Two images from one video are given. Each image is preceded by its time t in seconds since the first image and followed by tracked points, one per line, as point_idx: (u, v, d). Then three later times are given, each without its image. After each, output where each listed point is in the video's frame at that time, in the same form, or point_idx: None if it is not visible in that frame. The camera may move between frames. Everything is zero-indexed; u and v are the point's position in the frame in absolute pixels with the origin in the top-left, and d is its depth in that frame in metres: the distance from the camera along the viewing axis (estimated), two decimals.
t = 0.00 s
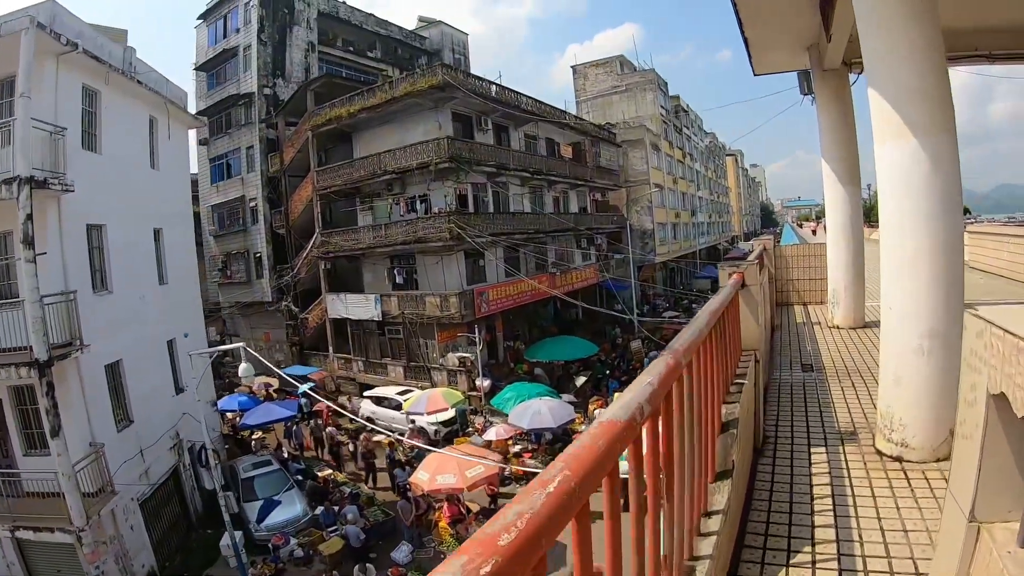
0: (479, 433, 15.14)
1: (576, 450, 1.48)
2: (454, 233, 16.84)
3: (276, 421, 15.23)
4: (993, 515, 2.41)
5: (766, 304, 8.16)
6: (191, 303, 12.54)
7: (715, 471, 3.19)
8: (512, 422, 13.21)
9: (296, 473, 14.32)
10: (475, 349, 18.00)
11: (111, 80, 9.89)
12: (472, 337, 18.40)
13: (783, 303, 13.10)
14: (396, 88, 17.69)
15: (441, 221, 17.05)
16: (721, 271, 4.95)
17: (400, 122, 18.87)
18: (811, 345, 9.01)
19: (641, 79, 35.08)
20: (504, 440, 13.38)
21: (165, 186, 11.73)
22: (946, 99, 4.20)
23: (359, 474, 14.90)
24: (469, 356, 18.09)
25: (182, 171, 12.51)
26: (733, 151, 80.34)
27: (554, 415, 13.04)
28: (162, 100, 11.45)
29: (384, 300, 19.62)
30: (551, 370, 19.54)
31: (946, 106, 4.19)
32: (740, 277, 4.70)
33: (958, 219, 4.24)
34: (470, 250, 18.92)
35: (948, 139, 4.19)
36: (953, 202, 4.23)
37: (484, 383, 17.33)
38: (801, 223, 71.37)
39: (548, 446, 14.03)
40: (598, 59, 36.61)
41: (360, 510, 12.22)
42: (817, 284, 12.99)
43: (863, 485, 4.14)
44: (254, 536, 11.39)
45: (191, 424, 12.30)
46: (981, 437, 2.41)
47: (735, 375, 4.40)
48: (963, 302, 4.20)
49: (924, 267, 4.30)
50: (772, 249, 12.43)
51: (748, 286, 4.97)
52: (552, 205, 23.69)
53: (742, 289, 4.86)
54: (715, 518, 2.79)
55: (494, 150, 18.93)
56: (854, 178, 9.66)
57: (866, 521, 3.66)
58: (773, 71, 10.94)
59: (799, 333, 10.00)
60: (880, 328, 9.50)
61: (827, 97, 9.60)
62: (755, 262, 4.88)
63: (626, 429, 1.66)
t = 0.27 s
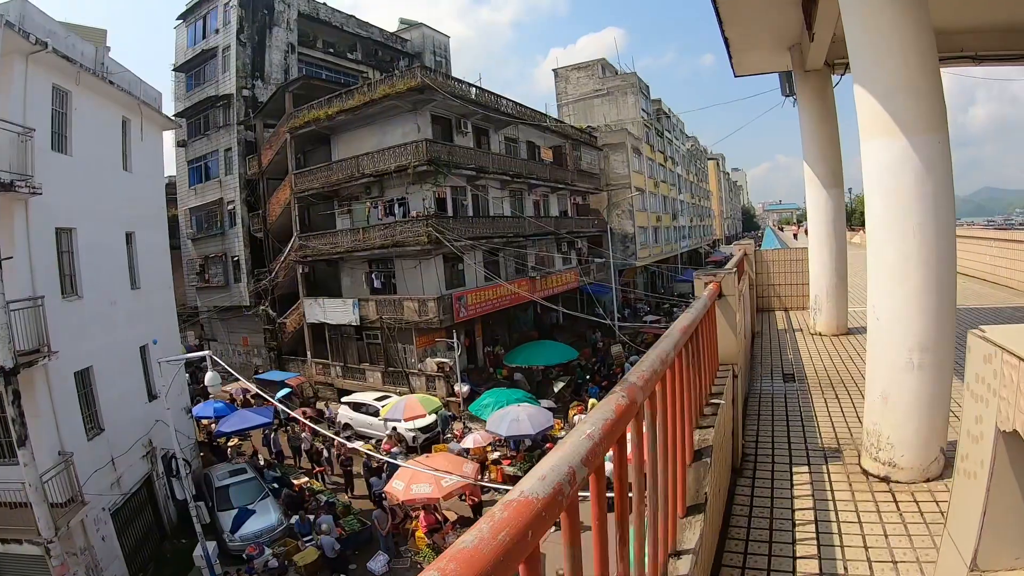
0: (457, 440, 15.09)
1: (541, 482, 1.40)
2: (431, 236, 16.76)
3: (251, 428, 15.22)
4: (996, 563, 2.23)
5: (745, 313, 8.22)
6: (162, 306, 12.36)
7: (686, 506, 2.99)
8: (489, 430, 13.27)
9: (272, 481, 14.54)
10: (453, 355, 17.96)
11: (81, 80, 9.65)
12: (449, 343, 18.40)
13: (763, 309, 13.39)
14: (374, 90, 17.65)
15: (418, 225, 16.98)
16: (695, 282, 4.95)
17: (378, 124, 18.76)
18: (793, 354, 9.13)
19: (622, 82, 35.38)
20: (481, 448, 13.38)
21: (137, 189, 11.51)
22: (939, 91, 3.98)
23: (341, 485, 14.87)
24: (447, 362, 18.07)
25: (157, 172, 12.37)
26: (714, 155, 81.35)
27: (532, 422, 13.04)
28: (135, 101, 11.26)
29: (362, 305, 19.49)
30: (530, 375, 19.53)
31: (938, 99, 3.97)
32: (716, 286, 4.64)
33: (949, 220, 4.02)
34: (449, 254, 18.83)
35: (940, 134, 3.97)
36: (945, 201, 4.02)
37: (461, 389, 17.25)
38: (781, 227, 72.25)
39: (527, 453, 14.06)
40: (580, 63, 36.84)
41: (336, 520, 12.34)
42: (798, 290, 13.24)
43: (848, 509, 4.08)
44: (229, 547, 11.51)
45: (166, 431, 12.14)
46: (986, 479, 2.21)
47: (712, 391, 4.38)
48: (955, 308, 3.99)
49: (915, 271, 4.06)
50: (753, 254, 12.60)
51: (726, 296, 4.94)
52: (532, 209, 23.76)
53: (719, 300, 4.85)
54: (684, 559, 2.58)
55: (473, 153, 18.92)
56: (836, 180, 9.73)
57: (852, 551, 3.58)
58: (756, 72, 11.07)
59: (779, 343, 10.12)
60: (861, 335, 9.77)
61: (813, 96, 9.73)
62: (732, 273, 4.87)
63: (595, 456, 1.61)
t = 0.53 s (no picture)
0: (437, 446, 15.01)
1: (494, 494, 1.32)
2: (410, 240, 16.70)
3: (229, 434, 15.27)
4: None
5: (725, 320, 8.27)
6: (137, 310, 12.22)
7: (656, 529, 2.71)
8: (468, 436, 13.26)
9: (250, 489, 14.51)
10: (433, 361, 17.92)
11: (53, 81, 9.45)
12: (430, 347, 18.47)
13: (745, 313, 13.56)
14: (352, 92, 17.57)
15: (397, 229, 16.91)
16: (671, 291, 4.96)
17: (358, 127, 18.65)
18: (775, 360, 9.24)
19: (604, 85, 35.63)
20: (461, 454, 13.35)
21: (112, 192, 11.33)
22: (929, 91, 3.94)
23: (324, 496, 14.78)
24: (428, 367, 18.00)
25: (129, 172, 12.13)
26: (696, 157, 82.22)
27: (512, 427, 13.04)
28: (109, 102, 11.07)
29: (342, 309, 19.36)
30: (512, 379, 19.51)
31: (929, 99, 3.93)
32: (691, 293, 4.64)
33: (941, 222, 3.98)
34: (429, 258, 18.75)
35: (931, 134, 3.93)
36: (936, 203, 3.98)
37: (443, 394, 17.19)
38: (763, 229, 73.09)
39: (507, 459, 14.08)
40: (563, 66, 37.03)
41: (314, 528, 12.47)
42: (780, 294, 13.42)
43: (832, 529, 4.06)
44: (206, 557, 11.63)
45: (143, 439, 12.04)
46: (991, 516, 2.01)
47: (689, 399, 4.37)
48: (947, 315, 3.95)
49: (906, 275, 4.02)
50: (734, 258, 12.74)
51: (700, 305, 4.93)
52: (514, 212, 23.82)
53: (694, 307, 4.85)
54: None
55: (453, 155, 18.88)
56: (820, 181, 9.88)
57: None
58: (736, 70, 11.19)
59: (759, 349, 10.22)
60: (844, 340, 9.95)
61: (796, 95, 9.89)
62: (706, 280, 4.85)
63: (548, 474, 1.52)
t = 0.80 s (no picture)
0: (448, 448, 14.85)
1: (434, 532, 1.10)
2: (421, 239, 16.57)
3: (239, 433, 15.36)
4: None
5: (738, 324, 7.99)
6: (146, 309, 12.34)
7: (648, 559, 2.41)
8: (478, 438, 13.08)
9: (258, 488, 14.56)
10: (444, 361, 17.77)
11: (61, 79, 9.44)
12: (441, 347, 18.31)
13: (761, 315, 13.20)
14: (364, 90, 17.49)
15: (408, 228, 16.78)
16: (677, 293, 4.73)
17: (370, 125, 18.57)
18: (790, 365, 8.95)
19: (619, 84, 35.25)
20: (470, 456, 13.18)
21: (121, 191, 11.38)
22: (959, 77, 3.67)
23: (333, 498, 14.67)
24: (440, 367, 17.86)
25: (138, 172, 12.09)
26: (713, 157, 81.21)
27: (522, 429, 12.83)
28: (118, 101, 11.08)
29: (353, 309, 19.30)
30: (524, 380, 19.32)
31: (958, 85, 3.66)
32: (698, 296, 4.43)
33: (973, 221, 3.70)
34: (441, 257, 18.60)
35: (960, 125, 3.67)
36: (968, 201, 3.70)
37: (455, 395, 17.05)
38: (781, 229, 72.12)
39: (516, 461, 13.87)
40: (577, 64, 36.73)
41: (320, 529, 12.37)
42: (797, 295, 13.02)
43: (850, 554, 3.80)
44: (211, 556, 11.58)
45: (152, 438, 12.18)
46: None
47: (696, 409, 4.13)
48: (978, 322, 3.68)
49: (934, 278, 3.75)
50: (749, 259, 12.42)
51: (709, 309, 4.70)
52: (528, 211, 23.61)
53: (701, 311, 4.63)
54: None
55: (466, 153, 18.70)
56: (838, 178, 9.53)
57: None
58: (751, 63, 10.86)
59: (774, 353, 9.91)
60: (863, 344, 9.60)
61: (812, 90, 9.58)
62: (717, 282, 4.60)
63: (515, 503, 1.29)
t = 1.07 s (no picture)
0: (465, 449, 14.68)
1: None
2: (441, 238, 16.38)
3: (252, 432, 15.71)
4: None
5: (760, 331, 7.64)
6: (163, 307, 12.54)
7: None
8: (495, 439, 12.87)
9: (273, 486, 14.63)
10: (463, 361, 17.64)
11: (77, 78, 9.75)
12: (460, 347, 18.11)
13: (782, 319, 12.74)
14: (384, 89, 17.42)
15: (428, 226, 16.61)
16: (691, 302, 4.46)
17: (389, 123, 18.49)
18: (813, 373, 8.57)
19: (641, 82, 34.70)
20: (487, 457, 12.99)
21: (138, 189, 11.70)
22: (1001, 68, 3.35)
23: (350, 499, 14.57)
24: (458, 367, 17.70)
25: (158, 174, 12.39)
26: (737, 156, 79.81)
27: (540, 432, 12.60)
28: (135, 99, 11.41)
29: (372, 307, 19.22)
30: (543, 381, 19.05)
31: (1001, 77, 3.34)
32: (715, 306, 4.18)
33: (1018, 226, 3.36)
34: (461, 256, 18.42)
35: (1004, 119, 3.34)
36: (1013, 204, 3.36)
37: (473, 395, 16.85)
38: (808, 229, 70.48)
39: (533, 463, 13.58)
40: (598, 62, 36.29)
41: (334, 530, 12.33)
42: (821, 299, 12.55)
43: None
44: (224, 554, 11.58)
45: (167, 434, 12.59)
46: None
47: (710, 430, 3.88)
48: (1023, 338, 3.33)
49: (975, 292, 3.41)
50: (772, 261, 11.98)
51: (726, 318, 4.41)
52: (548, 210, 23.35)
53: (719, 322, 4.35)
54: None
55: (487, 151, 18.45)
56: (864, 177, 9.11)
57: None
58: (773, 60, 10.50)
59: (797, 360, 9.50)
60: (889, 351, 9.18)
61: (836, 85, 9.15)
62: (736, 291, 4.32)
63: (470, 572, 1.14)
